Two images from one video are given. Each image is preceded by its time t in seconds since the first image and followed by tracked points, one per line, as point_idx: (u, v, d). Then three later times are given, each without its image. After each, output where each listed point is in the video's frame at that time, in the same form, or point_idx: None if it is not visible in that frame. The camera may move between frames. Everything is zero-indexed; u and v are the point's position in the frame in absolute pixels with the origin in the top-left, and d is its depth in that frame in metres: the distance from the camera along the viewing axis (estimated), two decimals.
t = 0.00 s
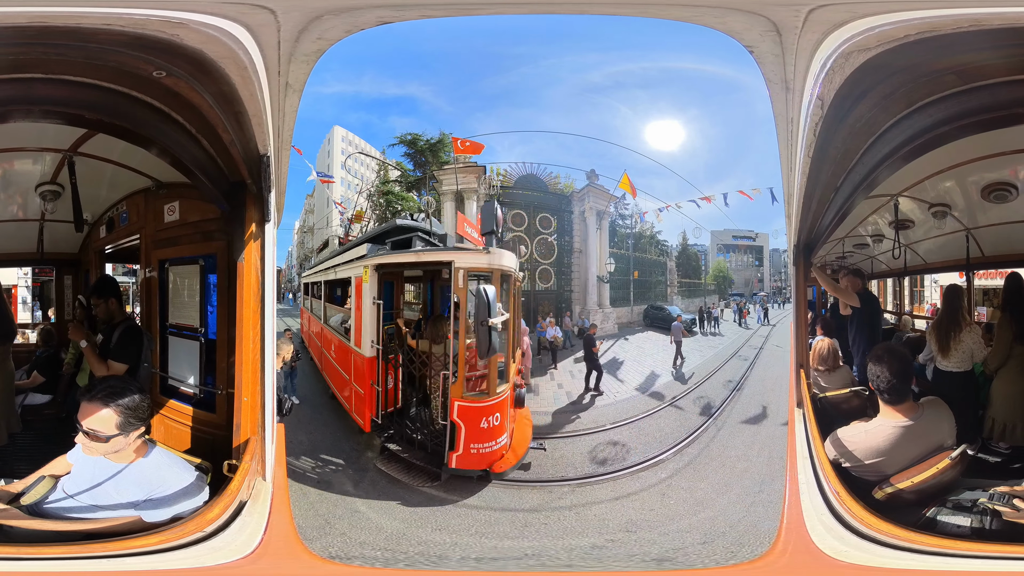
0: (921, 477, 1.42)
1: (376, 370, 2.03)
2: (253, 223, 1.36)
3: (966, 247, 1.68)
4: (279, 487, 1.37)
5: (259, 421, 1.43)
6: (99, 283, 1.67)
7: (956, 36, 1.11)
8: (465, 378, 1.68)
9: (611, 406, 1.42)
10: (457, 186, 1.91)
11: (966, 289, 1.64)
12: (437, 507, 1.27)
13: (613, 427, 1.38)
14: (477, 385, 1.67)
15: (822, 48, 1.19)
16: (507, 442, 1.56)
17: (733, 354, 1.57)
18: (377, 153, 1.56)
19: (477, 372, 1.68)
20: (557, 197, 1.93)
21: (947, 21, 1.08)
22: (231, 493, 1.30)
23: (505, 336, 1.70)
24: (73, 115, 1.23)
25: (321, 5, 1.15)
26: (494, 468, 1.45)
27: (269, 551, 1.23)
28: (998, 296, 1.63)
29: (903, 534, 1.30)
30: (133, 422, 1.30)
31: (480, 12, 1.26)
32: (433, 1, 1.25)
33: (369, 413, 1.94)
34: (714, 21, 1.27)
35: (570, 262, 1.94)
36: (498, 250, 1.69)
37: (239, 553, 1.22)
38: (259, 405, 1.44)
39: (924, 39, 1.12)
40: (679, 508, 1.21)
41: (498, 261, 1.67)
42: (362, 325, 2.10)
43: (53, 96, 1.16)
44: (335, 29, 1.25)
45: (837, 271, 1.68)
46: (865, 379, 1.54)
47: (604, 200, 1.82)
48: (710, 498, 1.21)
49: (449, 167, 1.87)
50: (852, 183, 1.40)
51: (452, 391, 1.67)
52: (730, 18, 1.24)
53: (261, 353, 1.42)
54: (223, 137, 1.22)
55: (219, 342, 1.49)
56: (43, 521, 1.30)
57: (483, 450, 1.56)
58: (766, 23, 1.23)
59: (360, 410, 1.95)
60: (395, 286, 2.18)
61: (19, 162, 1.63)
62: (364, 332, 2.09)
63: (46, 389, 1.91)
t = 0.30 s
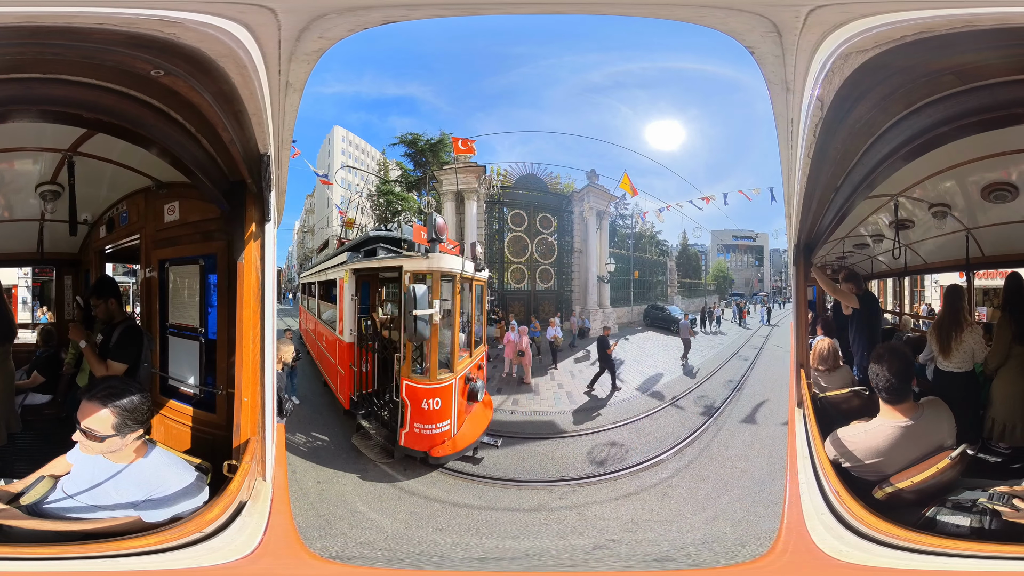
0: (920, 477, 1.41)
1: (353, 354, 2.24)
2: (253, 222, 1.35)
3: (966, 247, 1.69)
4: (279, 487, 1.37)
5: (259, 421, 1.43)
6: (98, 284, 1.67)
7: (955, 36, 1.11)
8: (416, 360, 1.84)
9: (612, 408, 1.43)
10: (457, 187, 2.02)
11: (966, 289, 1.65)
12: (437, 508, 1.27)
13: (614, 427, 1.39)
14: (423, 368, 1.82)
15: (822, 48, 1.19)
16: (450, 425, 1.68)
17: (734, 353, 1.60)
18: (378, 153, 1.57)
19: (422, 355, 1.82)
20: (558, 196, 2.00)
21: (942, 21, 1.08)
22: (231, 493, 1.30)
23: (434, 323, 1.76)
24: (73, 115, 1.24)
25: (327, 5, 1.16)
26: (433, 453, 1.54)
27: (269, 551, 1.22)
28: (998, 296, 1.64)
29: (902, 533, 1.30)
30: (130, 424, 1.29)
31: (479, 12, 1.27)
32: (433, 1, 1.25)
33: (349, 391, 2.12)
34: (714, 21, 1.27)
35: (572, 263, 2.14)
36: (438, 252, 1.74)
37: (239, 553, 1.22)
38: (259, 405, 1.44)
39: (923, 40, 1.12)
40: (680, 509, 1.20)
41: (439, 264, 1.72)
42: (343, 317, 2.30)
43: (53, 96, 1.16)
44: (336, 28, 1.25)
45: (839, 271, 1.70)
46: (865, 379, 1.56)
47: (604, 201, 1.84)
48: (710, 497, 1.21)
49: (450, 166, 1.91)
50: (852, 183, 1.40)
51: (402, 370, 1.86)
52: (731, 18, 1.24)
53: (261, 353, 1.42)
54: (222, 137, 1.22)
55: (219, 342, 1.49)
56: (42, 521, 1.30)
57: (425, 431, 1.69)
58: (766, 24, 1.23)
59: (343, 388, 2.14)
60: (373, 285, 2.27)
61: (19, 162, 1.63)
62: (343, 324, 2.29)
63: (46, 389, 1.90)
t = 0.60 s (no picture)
0: (920, 477, 1.40)
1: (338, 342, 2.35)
2: (253, 222, 1.35)
3: (966, 247, 1.71)
4: (281, 487, 1.37)
5: (259, 422, 1.43)
6: (99, 284, 1.68)
7: (955, 36, 1.11)
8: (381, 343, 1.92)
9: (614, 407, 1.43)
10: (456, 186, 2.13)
11: (967, 289, 1.67)
12: (438, 509, 1.24)
13: (614, 427, 1.37)
14: (386, 351, 1.90)
15: (821, 48, 1.18)
16: (409, 406, 1.78)
17: (734, 353, 1.61)
18: (378, 154, 1.58)
19: (385, 340, 1.90)
20: (557, 196, 1.93)
21: (939, 21, 1.07)
22: (232, 493, 1.30)
23: (394, 316, 1.85)
24: (73, 114, 1.24)
25: (331, 5, 1.16)
26: (392, 432, 1.64)
27: (270, 551, 1.22)
28: (998, 296, 1.64)
29: (902, 534, 1.30)
30: (126, 428, 1.26)
31: (480, 12, 1.27)
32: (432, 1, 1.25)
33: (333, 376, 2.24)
34: (713, 22, 1.27)
35: (572, 263, 2.00)
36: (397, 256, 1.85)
37: (240, 553, 1.22)
38: (259, 405, 1.44)
39: (918, 39, 1.11)
40: (680, 509, 1.20)
41: (396, 269, 1.84)
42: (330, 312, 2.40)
43: (53, 96, 1.16)
44: (336, 28, 1.25)
45: (839, 270, 1.70)
46: (863, 380, 1.60)
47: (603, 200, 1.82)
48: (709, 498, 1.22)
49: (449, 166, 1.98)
50: (852, 183, 1.40)
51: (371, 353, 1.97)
52: (730, 18, 1.24)
53: (262, 354, 1.42)
54: (222, 136, 1.22)
55: (219, 342, 1.49)
56: (42, 521, 1.30)
57: (386, 409, 1.79)
58: (765, 24, 1.23)
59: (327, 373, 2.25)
60: (354, 285, 2.31)
61: (19, 163, 1.63)
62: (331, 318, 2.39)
63: (46, 389, 1.89)
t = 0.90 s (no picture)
0: (921, 477, 1.39)
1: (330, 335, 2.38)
2: (254, 222, 1.35)
3: (967, 247, 1.76)
4: (281, 488, 1.37)
5: (259, 421, 1.43)
6: (98, 283, 1.68)
7: (957, 36, 1.11)
8: (360, 333, 2.09)
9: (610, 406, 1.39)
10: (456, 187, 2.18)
11: (968, 289, 1.71)
12: (438, 508, 1.22)
13: (614, 428, 1.34)
14: (365, 339, 2.06)
15: (823, 47, 1.18)
16: (382, 387, 1.85)
17: (735, 353, 1.59)
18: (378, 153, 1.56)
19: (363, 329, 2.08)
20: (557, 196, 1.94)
21: (943, 21, 1.07)
22: (232, 493, 1.30)
23: (369, 309, 2.04)
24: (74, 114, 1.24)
25: (325, 5, 1.16)
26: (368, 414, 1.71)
27: (269, 551, 1.23)
28: (999, 297, 1.67)
29: (904, 534, 1.30)
30: (128, 426, 1.26)
31: (480, 12, 1.27)
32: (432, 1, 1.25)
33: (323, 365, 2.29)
34: (713, 21, 1.27)
35: (571, 262, 2.00)
36: (374, 261, 2.10)
37: (242, 552, 1.22)
38: (259, 405, 1.43)
39: (922, 40, 1.12)
40: (680, 509, 1.21)
41: (372, 272, 2.09)
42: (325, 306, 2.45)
43: (53, 96, 1.16)
44: (336, 28, 1.25)
45: (839, 270, 1.69)
46: (865, 379, 1.59)
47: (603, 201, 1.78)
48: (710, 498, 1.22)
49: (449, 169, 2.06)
50: (853, 183, 1.40)
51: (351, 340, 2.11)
52: (731, 18, 1.24)
53: (262, 354, 1.43)
54: (222, 137, 1.22)
55: (219, 342, 1.49)
56: (42, 521, 1.30)
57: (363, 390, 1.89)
58: (767, 24, 1.23)
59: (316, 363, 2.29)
60: (343, 288, 2.30)
61: (20, 163, 1.63)
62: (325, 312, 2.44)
63: (47, 389, 1.88)
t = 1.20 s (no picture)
0: (921, 477, 1.39)
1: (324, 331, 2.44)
2: (254, 223, 1.35)
3: (967, 247, 1.75)
4: (280, 488, 1.37)
5: (259, 421, 1.43)
6: (99, 284, 1.69)
7: (958, 36, 1.11)
8: (348, 325, 2.22)
9: (610, 406, 1.38)
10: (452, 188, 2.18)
11: (968, 289, 1.70)
12: (438, 508, 1.21)
13: (614, 428, 1.34)
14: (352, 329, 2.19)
15: (827, 46, 1.18)
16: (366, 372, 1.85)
17: (735, 353, 1.61)
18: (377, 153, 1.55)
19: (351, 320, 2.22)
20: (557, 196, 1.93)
21: (946, 22, 1.08)
22: (231, 493, 1.31)
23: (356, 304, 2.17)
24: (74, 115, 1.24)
25: (319, 6, 1.16)
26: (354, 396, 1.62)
27: (269, 551, 1.23)
28: (1000, 297, 1.67)
29: (905, 535, 1.30)
30: (129, 425, 1.26)
31: (480, 12, 1.27)
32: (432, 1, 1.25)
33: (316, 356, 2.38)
34: (714, 21, 1.27)
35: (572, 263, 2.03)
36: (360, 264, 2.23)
37: (240, 552, 1.23)
38: (259, 405, 1.44)
39: (924, 40, 1.12)
40: (680, 509, 1.21)
41: (358, 275, 2.23)
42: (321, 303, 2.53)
43: (53, 96, 1.16)
44: (336, 28, 1.25)
45: (839, 269, 1.68)
46: (866, 381, 1.58)
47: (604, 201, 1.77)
48: (710, 498, 1.22)
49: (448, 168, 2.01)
50: (854, 183, 1.40)
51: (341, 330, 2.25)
52: (732, 17, 1.24)
53: (262, 354, 1.43)
54: (222, 137, 1.22)
55: (218, 342, 1.49)
56: (43, 521, 1.29)
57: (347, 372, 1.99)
58: (768, 23, 1.23)
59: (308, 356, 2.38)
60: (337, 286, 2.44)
61: (21, 163, 1.64)
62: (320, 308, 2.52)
63: (47, 389, 1.88)
